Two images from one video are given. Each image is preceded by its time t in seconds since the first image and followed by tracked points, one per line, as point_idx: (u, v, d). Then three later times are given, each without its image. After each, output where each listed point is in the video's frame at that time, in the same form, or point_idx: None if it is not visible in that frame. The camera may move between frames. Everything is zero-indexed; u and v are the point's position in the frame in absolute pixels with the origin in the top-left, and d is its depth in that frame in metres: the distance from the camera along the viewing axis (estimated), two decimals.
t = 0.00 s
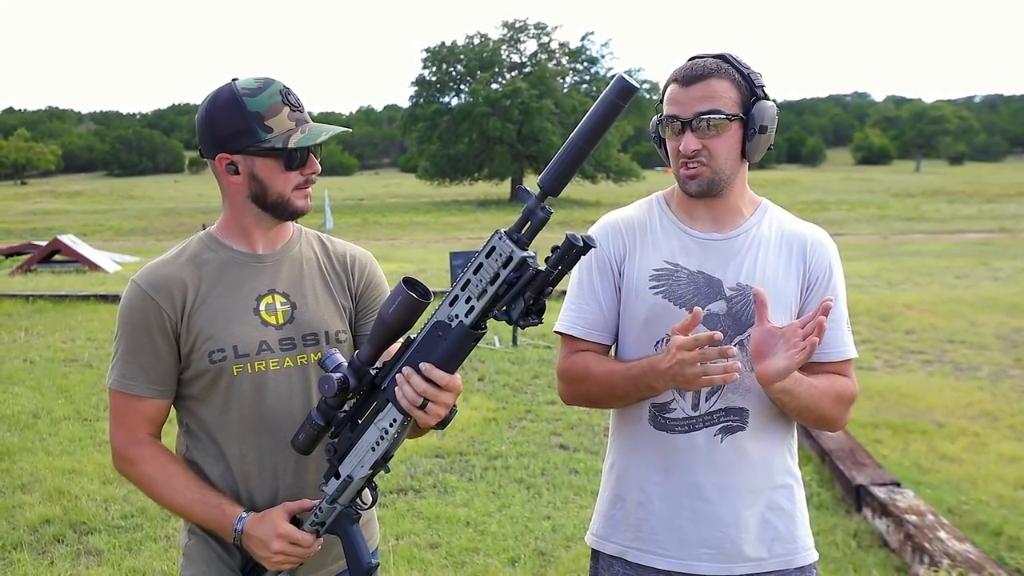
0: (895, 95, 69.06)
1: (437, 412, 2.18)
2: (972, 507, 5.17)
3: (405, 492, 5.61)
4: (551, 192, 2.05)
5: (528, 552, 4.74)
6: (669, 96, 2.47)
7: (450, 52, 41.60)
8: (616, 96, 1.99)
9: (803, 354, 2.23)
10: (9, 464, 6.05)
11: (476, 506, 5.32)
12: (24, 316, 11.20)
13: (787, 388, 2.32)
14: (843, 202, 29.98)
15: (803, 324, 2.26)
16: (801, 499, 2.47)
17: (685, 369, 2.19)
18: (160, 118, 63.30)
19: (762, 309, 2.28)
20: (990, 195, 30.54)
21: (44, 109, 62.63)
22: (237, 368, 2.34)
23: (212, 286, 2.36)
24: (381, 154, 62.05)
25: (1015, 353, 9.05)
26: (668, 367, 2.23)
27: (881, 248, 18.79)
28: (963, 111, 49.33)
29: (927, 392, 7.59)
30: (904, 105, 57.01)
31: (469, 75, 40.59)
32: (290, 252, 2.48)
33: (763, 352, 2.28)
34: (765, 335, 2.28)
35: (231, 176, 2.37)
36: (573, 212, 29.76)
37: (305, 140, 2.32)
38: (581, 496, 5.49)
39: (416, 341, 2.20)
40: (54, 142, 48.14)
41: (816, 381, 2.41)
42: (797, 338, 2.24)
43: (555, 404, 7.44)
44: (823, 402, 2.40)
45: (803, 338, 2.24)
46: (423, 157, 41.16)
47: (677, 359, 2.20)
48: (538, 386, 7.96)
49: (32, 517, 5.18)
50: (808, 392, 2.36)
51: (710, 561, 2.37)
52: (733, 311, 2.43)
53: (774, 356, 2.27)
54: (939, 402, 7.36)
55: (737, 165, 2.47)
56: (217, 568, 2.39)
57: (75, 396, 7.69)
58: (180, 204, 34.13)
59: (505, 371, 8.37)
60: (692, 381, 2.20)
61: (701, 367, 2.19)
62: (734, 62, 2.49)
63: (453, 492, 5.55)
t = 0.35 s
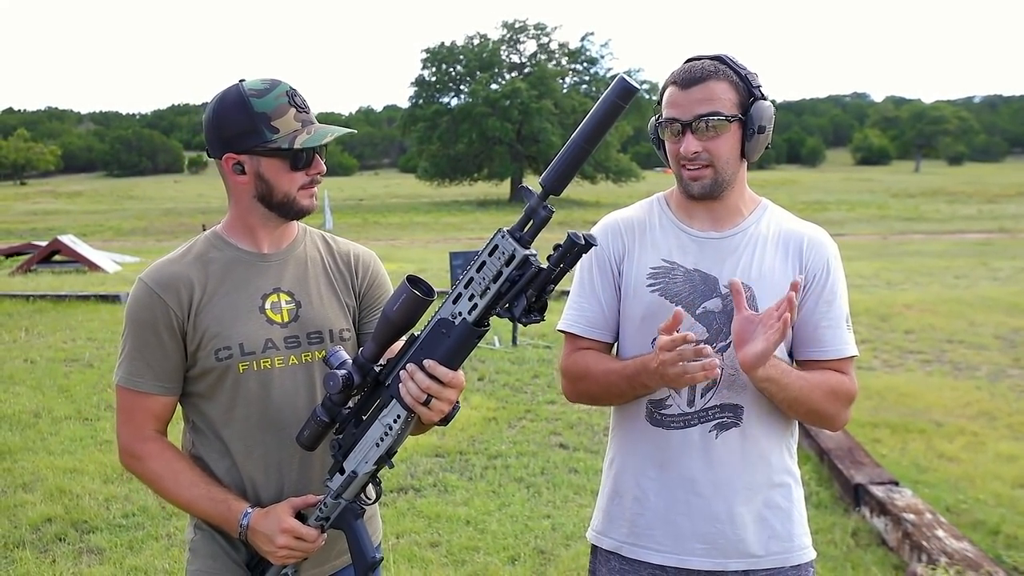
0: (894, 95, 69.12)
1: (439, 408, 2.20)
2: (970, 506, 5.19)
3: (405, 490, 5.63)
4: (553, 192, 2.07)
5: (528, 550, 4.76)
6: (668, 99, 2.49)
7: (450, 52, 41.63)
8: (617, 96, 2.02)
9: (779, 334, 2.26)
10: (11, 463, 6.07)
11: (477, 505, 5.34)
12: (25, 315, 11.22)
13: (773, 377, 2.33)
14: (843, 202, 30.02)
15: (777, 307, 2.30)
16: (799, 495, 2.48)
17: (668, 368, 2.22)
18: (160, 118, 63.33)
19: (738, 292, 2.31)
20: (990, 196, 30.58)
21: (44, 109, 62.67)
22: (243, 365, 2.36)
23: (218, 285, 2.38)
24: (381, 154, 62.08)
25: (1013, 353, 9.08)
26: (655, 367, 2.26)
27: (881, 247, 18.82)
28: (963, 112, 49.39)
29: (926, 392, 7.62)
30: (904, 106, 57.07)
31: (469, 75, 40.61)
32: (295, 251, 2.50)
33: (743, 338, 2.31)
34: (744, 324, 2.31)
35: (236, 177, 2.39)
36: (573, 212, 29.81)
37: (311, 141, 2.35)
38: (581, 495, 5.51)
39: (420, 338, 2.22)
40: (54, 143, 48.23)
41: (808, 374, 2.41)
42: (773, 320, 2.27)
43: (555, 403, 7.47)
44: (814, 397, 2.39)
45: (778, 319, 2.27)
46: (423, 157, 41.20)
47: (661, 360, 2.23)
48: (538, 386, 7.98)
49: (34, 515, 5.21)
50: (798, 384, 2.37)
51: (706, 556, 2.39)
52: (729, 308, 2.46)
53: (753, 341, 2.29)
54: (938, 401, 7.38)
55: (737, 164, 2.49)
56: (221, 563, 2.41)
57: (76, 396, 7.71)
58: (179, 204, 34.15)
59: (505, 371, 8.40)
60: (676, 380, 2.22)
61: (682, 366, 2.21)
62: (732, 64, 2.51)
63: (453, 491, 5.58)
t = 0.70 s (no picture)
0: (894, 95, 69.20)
1: (440, 405, 2.21)
2: (968, 504, 5.22)
3: (405, 489, 5.64)
4: (554, 191, 2.09)
5: (528, 548, 4.78)
6: (667, 96, 2.50)
7: (449, 51, 41.63)
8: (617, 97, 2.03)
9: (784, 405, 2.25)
10: (11, 462, 6.08)
11: (476, 503, 5.36)
12: (24, 314, 11.23)
13: (799, 411, 2.32)
14: (843, 202, 30.04)
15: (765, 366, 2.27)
16: (798, 492, 2.50)
17: (646, 370, 2.26)
18: (159, 117, 63.30)
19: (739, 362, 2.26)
20: (989, 195, 30.61)
21: (43, 108, 62.67)
22: (245, 361, 2.37)
23: (220, 281, 2.39)
24: (381, 154, 62.07)
25: (1012, 352, 9.11)
26: (632, 365, 2.30)
27: (880, 247, 18.85)
28: (962, 111, 49.44)
29: (924, 390, 7.64)
30: (903, 105, 57.12)
31: (468, 74, 40.61)
32: (296, 249, 2.52)
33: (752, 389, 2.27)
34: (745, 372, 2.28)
35: (239, 175, 2.40)
36: (573, 211, 29.83)
37: (313, 140, 2.37)
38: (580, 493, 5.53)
39: (421, 335, 2.24)
40: (53, 142, 48.22)
41: (822, 392, 2.42)
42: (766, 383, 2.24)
43: (554, 402, 7.48)
44: (835, 411, 2.40)
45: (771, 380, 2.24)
46: (423, 156, 41.20)
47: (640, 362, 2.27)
48: (537, 385, 8.00)
49: (34, 513, 5.22)
50: (818, 406, 2.37)
51: (704, 551, 2.41)
52: (729, 306, 2.45)
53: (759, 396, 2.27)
54: (936, 400, 7.41)
55: (735, 163, 2.50)
56: (223, 559, 2.42)
57: (76, 394, 7.72)
58: (178, 204, 34.13)
59: (505, 370, 8.41)
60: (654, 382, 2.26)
61: (660, 370, 2.24)
62: (731, 63, 2.52)
63: (453, 489, 5.59)
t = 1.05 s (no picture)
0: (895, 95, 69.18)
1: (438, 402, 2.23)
2: (970, 502, 5.22)
3: (406, 487, 5.65)
4: (551, 186, 2.10)
5: (529, 546, 4.79)
6: (662, 94, 2.51)
7: (451, 51, 41.64)
8: (616, 91, 2.02)
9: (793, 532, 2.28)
10: (14, 461, 6.09)
11: (478, 501, 5.36)
12: (26, 314, 11.25)
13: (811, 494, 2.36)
14: (844, 201, 30.01)
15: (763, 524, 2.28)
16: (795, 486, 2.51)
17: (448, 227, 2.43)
18: (161, 117, 63.32)
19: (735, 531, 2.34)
20: (991, 194, 30.60)
21: (45, 109, 62.77)
22: (245, 357, 2.38)
23: (220, 277, 2.40)
24: (382, 153, 62.14)
25: (1014, 351, 9.10)
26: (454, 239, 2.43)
27: (881, 246, 18.84)
28: (964, 111, 49.43)
29: (926, 389, 7.64)
30: (904, 105, 57.08)
31: (469, 74, 40.63)
32: (297, 245, 2.52)
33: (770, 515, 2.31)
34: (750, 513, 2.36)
35: (239, 172, 2.40)
36: (574, 211, 29.86)
37: (312, 135, 2.38)
38: (582, 492, 5.54)
39: (420, 331, 2.25)
40: (54, 143, 48.30)
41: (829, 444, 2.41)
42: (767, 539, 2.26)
43: (556, 401, 7.49)
44: (844, 442, 2.41)
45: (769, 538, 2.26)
46: (424, 156, 41.22)
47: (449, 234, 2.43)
48: (539, 383, 8.00)
49: (37, 512, 5.23)
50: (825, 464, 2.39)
51: (698, 535, 2.46)
52: (728, 300, 2.43)
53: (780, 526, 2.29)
54: (938, 399, 7.40)
55: (734, 157, 2.49)
56: (225, 553, 2.43)
57: (78, 393, 7.74)
58: (181, 203, 34.17)
59: (506, 369, 8.42)
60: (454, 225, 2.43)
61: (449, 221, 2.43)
62: (726, 58, 2.53)
63: (455, 488, 5.60)
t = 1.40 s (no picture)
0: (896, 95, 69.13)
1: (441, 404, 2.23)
2: (972, 503, 5.21)
3: (408, 487, 5.64)
4: (556, 188, 2.10)
5: (531, 546, 4.78)
6: (656, 94, 2.51)
7: (453, 51, 41.63)
8: (619, 93, 2.02)
9: None
10: (16, 460, 6.10)
11: (480, 501, 5.36)
12: (28, 314, 11.25)
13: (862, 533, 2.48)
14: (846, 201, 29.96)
15: None
16: (795, 486, 2.52)
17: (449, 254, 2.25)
18: (163, 117, 63.39)
19: None
20: (993, 195, 30.57)
21: (47, 109, 62.88)
22: (247, 356, 2.38)
23: (222, 275, 2.40)
24: (384, 153, 62.17)
25: (1016, 352, 9.08)
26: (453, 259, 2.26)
27: (882, 246, 18.82)
28: (966, 111, 49.41)
29: (928, 390, 7.63)
30: (906, 105, 57.03)
31: (471, 74, 40.64)
32: (299, 245, 2.52)
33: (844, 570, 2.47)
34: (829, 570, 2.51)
35: (242, 171, 2.40)
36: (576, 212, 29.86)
37: (316, 135, 2.38)
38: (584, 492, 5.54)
39: (423, 332, 2.24)
40: (56, 143, 48.39)
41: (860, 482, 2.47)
42: None
43: (557, 401, 7.49)
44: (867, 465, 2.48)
45: None
46: (426, 156, 41.23)
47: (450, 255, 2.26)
48: (541, 383, 8.00)
49: (39, 511, 5.23)
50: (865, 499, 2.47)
51: (698, 534, 2.45)
52: (727, 299, 2.43)
53: None
54: (940, 399, 7.39)
55: (729, 155, 2.49)
56: (226, 553, 2.43)
57: (80, 393, 7.74)
58: (183, 203, 34.22)
59: (508, 369, 8.42)
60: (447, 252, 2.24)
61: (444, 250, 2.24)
62: (718, 57, 2.53)
63: (456, 488, 5.60)
